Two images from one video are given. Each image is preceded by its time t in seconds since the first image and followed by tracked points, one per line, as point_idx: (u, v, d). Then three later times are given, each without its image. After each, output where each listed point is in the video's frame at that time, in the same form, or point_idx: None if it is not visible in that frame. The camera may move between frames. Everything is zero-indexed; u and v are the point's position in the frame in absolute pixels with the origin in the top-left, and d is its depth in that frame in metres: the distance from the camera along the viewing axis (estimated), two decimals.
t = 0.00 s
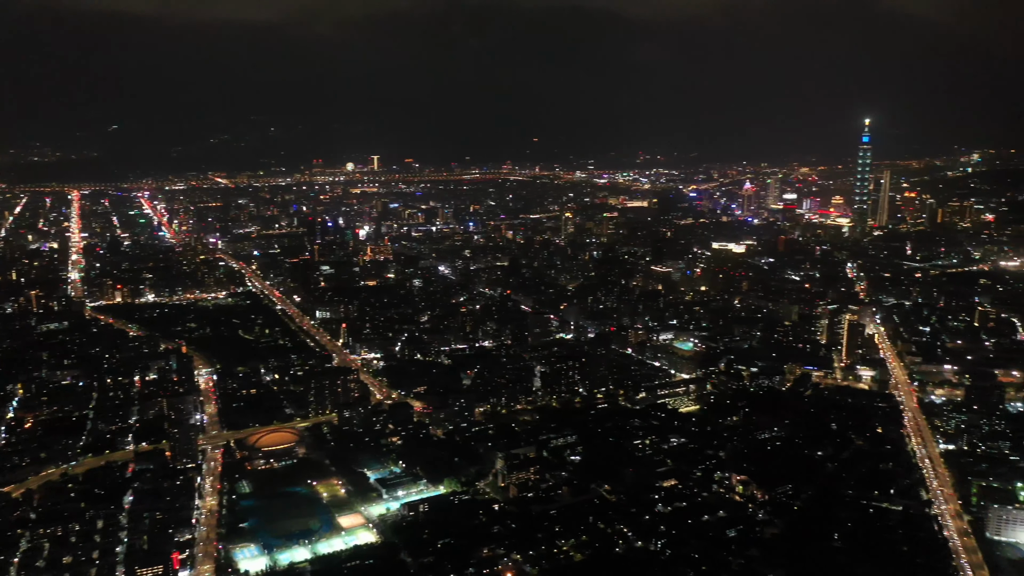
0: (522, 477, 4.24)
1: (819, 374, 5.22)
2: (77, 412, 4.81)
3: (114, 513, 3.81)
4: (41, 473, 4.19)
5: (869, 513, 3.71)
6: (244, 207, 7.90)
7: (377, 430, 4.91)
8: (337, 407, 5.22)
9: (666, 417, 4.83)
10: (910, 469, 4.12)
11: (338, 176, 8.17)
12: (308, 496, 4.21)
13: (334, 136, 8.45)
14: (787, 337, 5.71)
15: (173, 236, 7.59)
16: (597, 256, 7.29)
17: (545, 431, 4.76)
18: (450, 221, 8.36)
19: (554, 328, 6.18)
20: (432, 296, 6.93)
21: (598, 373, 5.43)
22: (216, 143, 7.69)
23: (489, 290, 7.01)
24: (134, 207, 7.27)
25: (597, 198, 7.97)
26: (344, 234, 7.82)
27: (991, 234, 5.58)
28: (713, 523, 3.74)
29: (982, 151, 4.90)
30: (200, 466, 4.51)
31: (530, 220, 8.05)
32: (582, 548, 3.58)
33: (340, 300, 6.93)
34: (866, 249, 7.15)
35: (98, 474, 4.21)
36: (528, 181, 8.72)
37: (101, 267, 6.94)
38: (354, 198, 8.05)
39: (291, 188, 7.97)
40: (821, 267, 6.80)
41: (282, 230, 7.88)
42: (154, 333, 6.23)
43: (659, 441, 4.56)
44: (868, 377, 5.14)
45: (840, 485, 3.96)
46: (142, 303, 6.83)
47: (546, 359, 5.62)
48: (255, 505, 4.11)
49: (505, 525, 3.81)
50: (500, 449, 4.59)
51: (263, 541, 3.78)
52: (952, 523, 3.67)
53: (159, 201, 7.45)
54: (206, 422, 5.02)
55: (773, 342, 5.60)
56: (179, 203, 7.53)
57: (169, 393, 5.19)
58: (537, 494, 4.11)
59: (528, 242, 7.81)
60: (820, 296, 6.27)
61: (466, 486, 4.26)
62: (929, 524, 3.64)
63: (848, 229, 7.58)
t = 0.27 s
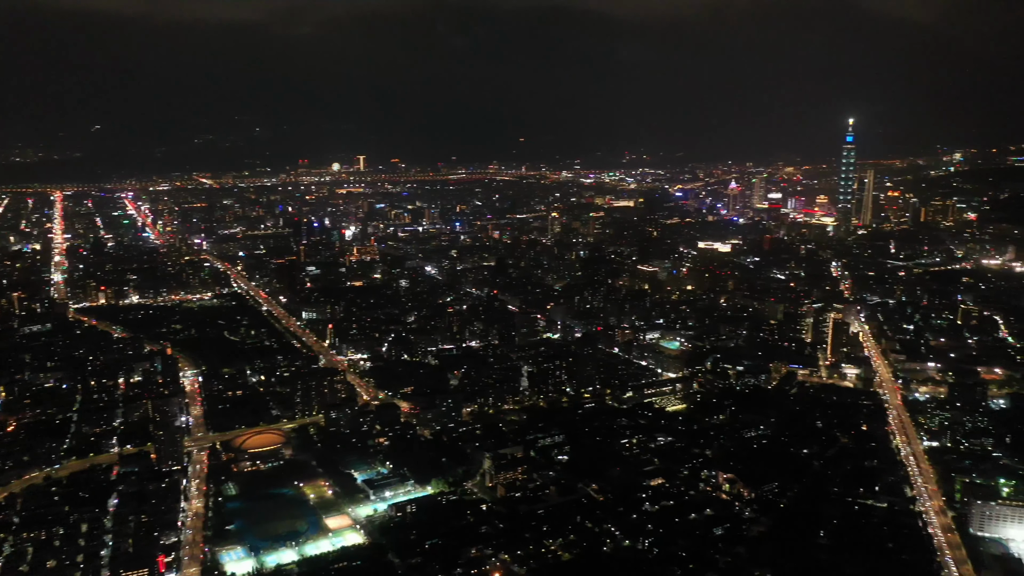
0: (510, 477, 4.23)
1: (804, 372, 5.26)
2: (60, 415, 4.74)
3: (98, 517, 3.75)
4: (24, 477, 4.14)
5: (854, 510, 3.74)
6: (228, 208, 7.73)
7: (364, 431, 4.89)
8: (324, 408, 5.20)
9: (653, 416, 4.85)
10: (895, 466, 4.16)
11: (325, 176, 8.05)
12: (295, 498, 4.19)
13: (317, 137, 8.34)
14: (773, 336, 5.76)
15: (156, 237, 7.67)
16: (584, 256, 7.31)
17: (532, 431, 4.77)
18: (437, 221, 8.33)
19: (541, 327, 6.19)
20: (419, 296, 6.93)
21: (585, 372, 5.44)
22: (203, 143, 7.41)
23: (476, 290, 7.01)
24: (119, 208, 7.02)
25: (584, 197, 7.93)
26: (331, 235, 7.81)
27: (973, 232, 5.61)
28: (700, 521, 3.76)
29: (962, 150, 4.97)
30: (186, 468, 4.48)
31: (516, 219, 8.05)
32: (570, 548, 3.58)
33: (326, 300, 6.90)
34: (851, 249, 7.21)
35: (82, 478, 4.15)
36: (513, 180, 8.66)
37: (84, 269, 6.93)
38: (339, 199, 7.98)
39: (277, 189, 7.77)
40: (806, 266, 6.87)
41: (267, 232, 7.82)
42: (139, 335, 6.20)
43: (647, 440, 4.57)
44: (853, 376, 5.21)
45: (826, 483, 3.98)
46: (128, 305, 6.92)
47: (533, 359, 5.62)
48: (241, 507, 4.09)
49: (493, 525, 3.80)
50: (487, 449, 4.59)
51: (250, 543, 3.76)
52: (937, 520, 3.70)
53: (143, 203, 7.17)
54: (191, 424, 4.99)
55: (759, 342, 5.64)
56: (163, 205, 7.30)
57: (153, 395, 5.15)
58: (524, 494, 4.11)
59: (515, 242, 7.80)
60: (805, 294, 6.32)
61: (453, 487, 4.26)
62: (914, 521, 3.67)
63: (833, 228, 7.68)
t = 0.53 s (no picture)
0: (495, 477, 4.23)
1: (787, 370, 5.31)
2: (41, 418, 4.70)
3: (81, 520, 3.73)
4: (4, 481, 4.09)
5: (838, 507, 3.77)
6: (211, 208, 7.76)
7: (349, 432, 4.88)
8: (308, 409, 5.18)
9: (638, 415, 4.86)
10: (878, 462, 4.19)
11: (309, 176, 8.13)
12: (280, 499, 4.17)
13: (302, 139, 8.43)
14: (756, 335, 5.82)
15: (138, 238, 7.60)
16: (568, 256, 7.31)
17: (518, 431, 4.77)
18: (422, 221, 8.28)
19: (526, 327, 6.20)
20: (403, 296, 6.92)
21: (571, 372, 5.46)
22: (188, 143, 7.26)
23: (461, 291, 7.01)
24: (100, 209, 6.96)
25: (568, 197, 7.91)
26: (314, 235, 7.75)
27: (953, 231, 5.59)
28: (685, 519, 3.77)
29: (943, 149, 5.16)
30: (170, 471, 4.45)
31: (501, 219, 8.05)
32: (556, 547, 3.58)
33: (311, 301, 6.87)
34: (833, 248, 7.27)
35: (64, 481, 4.12)
36: (497, 180, 8.68)
37: (66, 270, 6.86)
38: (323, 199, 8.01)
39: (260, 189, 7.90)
40: (789, 265, 6.95)
41: (250, 232, 7.79)
42: (121, 337, 6.14)
43: (632, 439, 4.58)
44: (836, 373, 5.25)
45: (810, 480, 4.01)
46: (109, 307, 6.78)
47: (518, 359, 5.63)
48: (225, 509, 4.07)
49: (479, 525, 3.80)
50: (473, 449, 4.59)
51: (235, 546, 3.74)
52: (919, 516, 3.73)
53: (125, 204, 7.04)
54: (174, 426, 4.96)
55: (743, 340, 5.69)
56: (145, 205, 7.13)
57: (136, 397, 5.11)
58: (510, 494, 4.11)
59: (500, 242, 7.80)
60: (788, 293, 6.37)
61: (439, 487, 4.25)
62: (897, 517, 3.70)
63: (817, 227, 7.71)
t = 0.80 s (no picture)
0: (481, 477, 4.23)
1: (771, 369, 5.35)
2: (22, 421, 4.67)
3: (63, 524, 3.70)
4: None
5: (822, 504, 3.80)
6: (194, 209, 7.64)
7: (334, 433, 4.86)
8: (293, 411, 5.16)
9: (623, 414, 4.87)
10: (861, 459, 4.22)
11: (292, 177, 7.96)
12: (264, 502, 4.14)
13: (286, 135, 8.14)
14: (740, 333, 5.87)
15: (121, 239, 7.61)
16: (553, 255, 7.30)
17: (504, 431, 4.77)
18: (406, 221, 8.27)
19: (511, 327, 6.21)
20: (388, 297, 6.91)
21: (556, 371, 5.47)
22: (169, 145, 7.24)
23: (446, 291, 7.01)
24: (80, 210, 7.14)
25: (553, 196, 7.94)
26: (298, 236, 7.65)
27: (933, 230, 5.73)
28: (670, 518, 3.79)
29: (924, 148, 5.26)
30: (153, 473, 4.42)
31: (486, 219, 8.03)
32: (542, 546, 3.59)
33: (295, 302, 6.85)
34: (816, 245, 7.40)
35: (46, 485, 4.08)
36: (481, 180, 8.62)
37: (46, 272, 6.90)
38: (307, 199, 7.89)
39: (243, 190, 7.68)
40: (773, 265, 7.05)
41: (233, 232, 7.61)
42: (103, 339, 6.09)
43: (617, 438, 4.59)
44: (819, 371, 5.29)
45: (794, 478, 4.04)
46: (91, 308, 6.70)
47: (504, 359, 5.63)
48: (210, 512, 4.04)
49: (465, 526, 3.80)
50: (458, 450, 4.58)
51: (219, 548, 3.72)
52: (901, 512, 3.77)
53: (105, 205, 7.18)
54: (158, 428, 4.92)
55: (727, 339, 5.74)
56: (126, 207, 7.20)
57: (118, 400, 5.07)
58: (496, 494, 4.11)
59: (484, 242, 7.81)
60: (772, 292, 6.45)
61: (425, 488, 4.24)
62: (880, 513, 3.73)
63: (799, 225, 7.82)
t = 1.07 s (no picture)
0: (467, 478, 4.23)
1: (755, 367, 5.39)
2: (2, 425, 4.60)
3: (44, 529, 3.65)
4: None
5: (806, 501, 3.82)
6: (177, 210, 7.61)
7: (319, 434, 4.84)
8: (278, 413, 5.14)
9: (609, 413, 4.89)
10: (844, 457, 4.26)
11: (275, 178, 7.75)
12: (249, 504, 4.12)
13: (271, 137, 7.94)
14: (724, 332, 5.93)
15: (101, 241, 7.44)
16: (538, 255, 7.31)
17: (489, 431, 4.77)
18: (391, 221, 8.20)
19: (496, 327, 6.21)
20: (373, 297, 6.90)
21: (541, 371, 5.48)
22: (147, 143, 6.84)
23: (431, 292, 7.01)
24: (60, 211, 6.83)
25: (539, 196, 7.68)
26: (281, 236, 7.64)
27: (915, 228, 5.67)
28: (656, 517, 3.80)
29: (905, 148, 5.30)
30: (136, 477, 4.38)
31: (471, 219, 7.89)
32: (528, 546, 3.59)
33: (279, 303, 6.82)
34: (799, 245, 7.62)
35: (26, 489, 4.02)
36: (468, 181, 8.06)
37: (26, 274, 6.67)
38: (291, 199, 7.76)
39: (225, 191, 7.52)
40: (756, 264, 7.28)
41: (217, 234, 7.67)
42: (84, 341, 6.03)
43: (603, 437, 4.60)
44: (802, 369, 5.34)
45: (778, 475, 4.06)
46: (72, 311, 6.65)
47: (489, 359, 5.63)
48: (194, 515, 4.01)
49: (451, 526, 3.79)
50: (444, 450, 4.58)
51: (204, 552, 3.69)
52: (884, 508, 3.80)
53: (87, 206, 6.92)
54: (140, 431, 4.88)
55: (711, 337, 5.80)
56: (109, 208, 7.05)
57: (100, 403, 5.02)
58: (482, 494, 4.11)
59: (469, 242, 7.86)
60: (755, 291, 6.55)
61: (411, 489, 4.23)
62: (863, 510, 3.76)
63: (782, 224, 7.99)
